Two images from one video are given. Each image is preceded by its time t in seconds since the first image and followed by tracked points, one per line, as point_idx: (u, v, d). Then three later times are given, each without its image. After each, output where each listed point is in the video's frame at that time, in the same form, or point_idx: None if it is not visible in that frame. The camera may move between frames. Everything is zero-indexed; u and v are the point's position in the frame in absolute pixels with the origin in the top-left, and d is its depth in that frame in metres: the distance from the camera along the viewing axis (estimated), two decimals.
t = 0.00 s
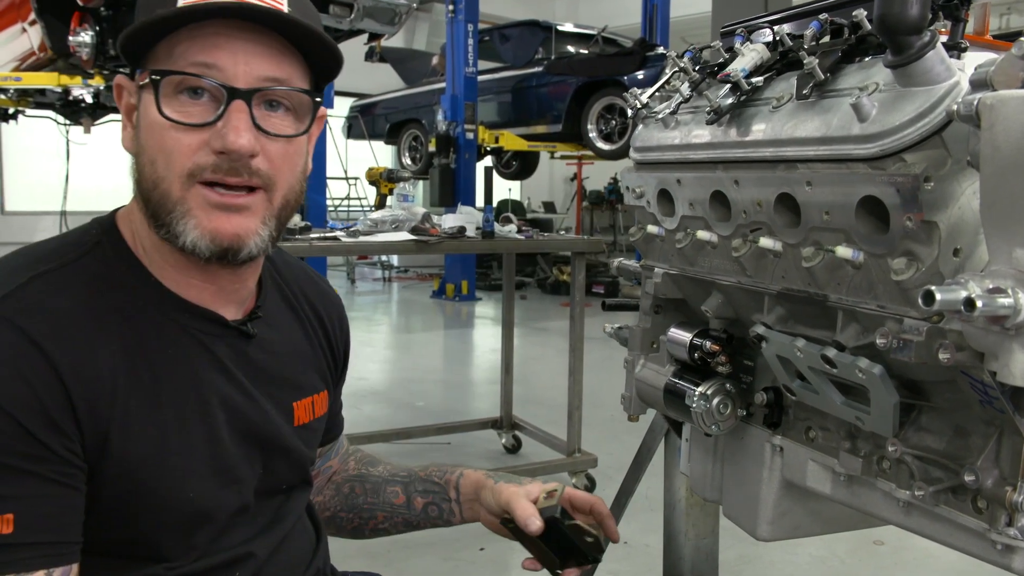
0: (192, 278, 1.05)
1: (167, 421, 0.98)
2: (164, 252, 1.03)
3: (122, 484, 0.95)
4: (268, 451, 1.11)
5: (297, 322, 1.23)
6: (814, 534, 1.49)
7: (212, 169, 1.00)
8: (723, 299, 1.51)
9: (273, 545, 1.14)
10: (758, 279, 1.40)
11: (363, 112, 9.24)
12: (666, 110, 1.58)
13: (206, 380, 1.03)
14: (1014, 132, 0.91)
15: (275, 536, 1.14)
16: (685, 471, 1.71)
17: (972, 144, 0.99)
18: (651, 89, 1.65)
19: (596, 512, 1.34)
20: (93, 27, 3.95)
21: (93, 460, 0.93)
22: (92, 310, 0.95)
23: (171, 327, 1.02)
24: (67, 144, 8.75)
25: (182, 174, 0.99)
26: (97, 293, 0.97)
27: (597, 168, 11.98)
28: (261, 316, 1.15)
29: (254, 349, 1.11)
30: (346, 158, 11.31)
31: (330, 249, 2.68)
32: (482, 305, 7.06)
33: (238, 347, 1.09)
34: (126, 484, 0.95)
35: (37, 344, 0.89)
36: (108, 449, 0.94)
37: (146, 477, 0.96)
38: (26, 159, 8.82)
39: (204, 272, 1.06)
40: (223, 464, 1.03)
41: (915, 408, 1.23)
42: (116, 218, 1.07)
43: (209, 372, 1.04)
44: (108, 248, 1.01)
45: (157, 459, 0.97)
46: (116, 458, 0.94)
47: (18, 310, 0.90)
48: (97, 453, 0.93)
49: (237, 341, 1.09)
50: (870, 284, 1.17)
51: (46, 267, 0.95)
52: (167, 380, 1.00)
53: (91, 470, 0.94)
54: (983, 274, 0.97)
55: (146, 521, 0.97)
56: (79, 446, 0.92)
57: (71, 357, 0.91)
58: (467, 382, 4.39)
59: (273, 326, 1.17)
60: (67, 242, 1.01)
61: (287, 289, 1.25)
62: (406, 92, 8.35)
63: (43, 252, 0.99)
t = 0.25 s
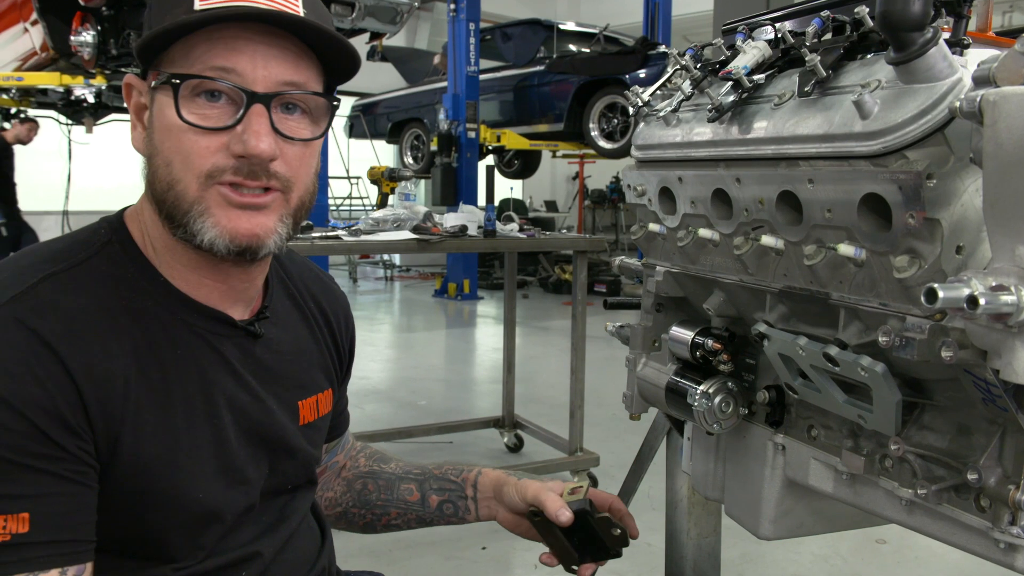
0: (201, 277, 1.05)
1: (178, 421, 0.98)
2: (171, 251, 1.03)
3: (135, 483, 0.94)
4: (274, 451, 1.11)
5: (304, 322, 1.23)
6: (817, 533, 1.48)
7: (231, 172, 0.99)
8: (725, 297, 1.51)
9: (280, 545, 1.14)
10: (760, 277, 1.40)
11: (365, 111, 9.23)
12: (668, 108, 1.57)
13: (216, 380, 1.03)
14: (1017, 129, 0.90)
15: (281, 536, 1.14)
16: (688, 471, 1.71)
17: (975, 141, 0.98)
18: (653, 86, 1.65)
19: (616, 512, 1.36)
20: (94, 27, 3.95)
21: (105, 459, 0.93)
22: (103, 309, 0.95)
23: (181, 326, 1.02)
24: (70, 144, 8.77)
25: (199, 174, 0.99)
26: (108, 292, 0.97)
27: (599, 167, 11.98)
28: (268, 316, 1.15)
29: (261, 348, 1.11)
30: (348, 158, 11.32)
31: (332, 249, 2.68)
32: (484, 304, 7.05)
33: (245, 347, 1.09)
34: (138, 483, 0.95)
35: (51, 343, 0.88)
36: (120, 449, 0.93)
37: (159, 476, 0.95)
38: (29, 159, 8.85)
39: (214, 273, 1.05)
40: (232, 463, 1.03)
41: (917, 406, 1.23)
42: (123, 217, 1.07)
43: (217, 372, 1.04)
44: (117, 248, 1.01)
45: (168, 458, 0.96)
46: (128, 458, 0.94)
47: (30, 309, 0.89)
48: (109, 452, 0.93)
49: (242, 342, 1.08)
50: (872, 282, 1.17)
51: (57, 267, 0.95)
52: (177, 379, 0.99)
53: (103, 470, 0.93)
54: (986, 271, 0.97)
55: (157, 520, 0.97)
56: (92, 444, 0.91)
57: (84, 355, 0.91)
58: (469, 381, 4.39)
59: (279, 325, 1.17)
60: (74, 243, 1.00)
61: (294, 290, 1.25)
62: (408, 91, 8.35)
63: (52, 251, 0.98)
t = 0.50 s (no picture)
0: (213, 273, 1.01)
1: (187, 419, 0.94)
2: (185, 254, 0.97)
3: (148, 484, 0.90)
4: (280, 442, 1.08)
5: (288, 304, 1.23)
6: (816, 531, 1.48)
7: (310, 172, 0.95)
8: (724, 295, 1.50)
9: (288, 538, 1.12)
10: (759, 275, 1.39)
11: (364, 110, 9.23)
12: (667, 107, 1.57)
13: (218, 373, 1.00)
14: (1015, 126, 0.90)
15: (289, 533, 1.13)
16: (686, 468, 1.71)
17: (974, 139, 0.98)
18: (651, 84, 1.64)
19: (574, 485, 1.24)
20: (93, 27, 3.95)
21: (116, 464, 0.88)
22: (109, 307, 0.90)
23: (189, 321, 0.97)
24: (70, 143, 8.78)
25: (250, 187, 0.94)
26: (115, 289, 0.92)
27: (599, 165, 12.00)
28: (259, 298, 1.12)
29: (258, 336, 1.08)
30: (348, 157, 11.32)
31: (331, 247, 2.68)
32: (484, 302, 7.06)
33: (245, 337, 1.05)
34: (154, 484, 0.91)
35: (56, 346, 0.83)
36: (133, 451, 0.89)
37: (172, 475, 0.92)
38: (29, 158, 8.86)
39: (225, 272, 1.01)
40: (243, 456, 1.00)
41: (916, 404, 1.23)
42: (108, 218, 0.97)
43: (220, 365, 1.00)
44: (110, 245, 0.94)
45: (181, 457, 0.92)
46: (139, 460, 0.89)
47: (32, 310, 0.84)
48: (119, 456, 0.88)
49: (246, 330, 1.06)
50: (871, 280, 1.17)
51: (55, 267, 0.89)
52: (184, 374, 0.95)
53: (113, 475, 0.88)
54: (985, 269, 0.97)
55: (174, 522, 0.93)
56: (104, 449, 0.86)
57: (93, 358, 0.86)
58: (469, 380, 4.39)
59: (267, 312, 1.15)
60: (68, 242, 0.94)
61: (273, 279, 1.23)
62: (407, 90, 8.35)
63: (43, 253, 0.92)
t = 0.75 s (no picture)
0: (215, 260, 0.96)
1: (204, 424, 0.85)
2: (186, 245, 0.88)
3: (166, 499, 0.83)
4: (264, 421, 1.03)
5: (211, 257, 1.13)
6: (812, 532, 1.48)
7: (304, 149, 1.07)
8: (720, 296, 1.50)
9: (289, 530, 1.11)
10: (755, 276, 1.39)
11: (363, 109, 9.23)
12: (665, 107, 1.58)
13: (220, 365, 0.91)
14: (1011, 128, 0.90)
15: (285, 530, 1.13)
16: (681, 469, 1.71)
17: (969, 140, 0.98)
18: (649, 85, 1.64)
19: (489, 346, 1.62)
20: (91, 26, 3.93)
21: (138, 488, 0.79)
22: (123, 314, 0.78)
23: (197, 319, 0.88)
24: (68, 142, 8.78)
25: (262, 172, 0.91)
26: (123, 292, 0.80)
27: (597, 166, 12.01)
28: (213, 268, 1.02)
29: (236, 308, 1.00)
30: (346, 156, 11.32)
31: (328, 247, 2.68)
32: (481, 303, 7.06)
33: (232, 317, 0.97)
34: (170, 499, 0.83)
35: (84, 367, 0.71)
36: (151, 472, 0.80)
37: (190, 487, 0.84)
38: (27, 158, 8.86)
39: (214, 260, 0.93)
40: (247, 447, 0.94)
41: (912, 405, 1.23)
42: (91, 224, 0.82)
43: (222, 355, 0.91)
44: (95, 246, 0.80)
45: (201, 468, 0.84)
46: (157, 477, 0.80)
47: (51, 330, 0.71)
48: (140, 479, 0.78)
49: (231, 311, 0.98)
50: (867, 281, 1.17)
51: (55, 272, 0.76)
52: (195, 375, 0.85)
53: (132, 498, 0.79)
54: (980, 270, 0.97)
55: (190, 528, 0.87)
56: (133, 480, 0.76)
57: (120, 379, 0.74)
58: (466, 380, 4.39)
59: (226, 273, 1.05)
60: (47, 244, 0.79)
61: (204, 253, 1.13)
62: (406, 90, 8.35)
63: (19, 258, 0.77)
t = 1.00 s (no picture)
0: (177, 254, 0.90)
1: (201, 420, 0.83)
2: (156, 237, 0.82)
3: (171, 501, 0.81)
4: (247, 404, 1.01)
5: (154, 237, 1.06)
6: (809, 533, 1.48)
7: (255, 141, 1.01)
8: (717, 296, 1.51)
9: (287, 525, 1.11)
10: (752, 277, 1.40)
11: (361, 110, 9.22)
12: (660, 109, 1.58)
13: (206, 355, 0.88)
14: (1007, 129, 0.90)
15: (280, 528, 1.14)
16: (679, 469, 1.71)
17: (966, 142, 0.99)
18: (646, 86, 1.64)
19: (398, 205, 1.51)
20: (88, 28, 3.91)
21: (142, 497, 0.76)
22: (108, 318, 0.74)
23: (180, 311, 0.84)
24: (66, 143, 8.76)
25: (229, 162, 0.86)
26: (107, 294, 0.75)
27: (595, 166, 12.02)
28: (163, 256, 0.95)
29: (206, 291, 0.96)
30: (344, 157, 11.32)
31: (326, 248, 2.68)
32: (480, 303, 7.06)
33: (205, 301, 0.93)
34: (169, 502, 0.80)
35: (78, 379, 0.67)
36: (154, 478, 0.77)
37: (195, 488, 0.82)
38: (25, 158, 8.85)
39: (182, 254, 0.87)
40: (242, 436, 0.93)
41: (909, 406, 1.23)
42: (55, 224, 0.76)
43: (206, 347, 0.88)
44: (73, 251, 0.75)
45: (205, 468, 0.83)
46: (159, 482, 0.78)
47: (40, 344, 0.67)
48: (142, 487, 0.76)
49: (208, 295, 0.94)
50: (864, 282, 1.17)
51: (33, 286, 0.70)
52: (187, 370, 0.83)
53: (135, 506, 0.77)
54: (977, 272, 0.97)
55: (196, 528, 0.85)
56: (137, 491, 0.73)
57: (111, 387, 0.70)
58: (464, 381, 4.39)
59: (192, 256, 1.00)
60: (18, 247, 0.74)
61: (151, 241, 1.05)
62: (404, 90, 8.35)
63: None
